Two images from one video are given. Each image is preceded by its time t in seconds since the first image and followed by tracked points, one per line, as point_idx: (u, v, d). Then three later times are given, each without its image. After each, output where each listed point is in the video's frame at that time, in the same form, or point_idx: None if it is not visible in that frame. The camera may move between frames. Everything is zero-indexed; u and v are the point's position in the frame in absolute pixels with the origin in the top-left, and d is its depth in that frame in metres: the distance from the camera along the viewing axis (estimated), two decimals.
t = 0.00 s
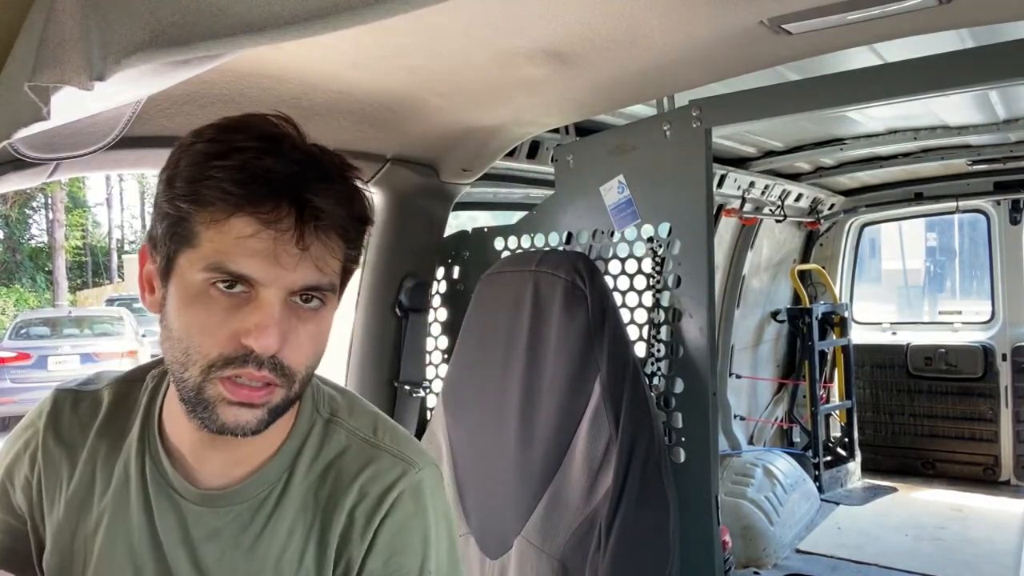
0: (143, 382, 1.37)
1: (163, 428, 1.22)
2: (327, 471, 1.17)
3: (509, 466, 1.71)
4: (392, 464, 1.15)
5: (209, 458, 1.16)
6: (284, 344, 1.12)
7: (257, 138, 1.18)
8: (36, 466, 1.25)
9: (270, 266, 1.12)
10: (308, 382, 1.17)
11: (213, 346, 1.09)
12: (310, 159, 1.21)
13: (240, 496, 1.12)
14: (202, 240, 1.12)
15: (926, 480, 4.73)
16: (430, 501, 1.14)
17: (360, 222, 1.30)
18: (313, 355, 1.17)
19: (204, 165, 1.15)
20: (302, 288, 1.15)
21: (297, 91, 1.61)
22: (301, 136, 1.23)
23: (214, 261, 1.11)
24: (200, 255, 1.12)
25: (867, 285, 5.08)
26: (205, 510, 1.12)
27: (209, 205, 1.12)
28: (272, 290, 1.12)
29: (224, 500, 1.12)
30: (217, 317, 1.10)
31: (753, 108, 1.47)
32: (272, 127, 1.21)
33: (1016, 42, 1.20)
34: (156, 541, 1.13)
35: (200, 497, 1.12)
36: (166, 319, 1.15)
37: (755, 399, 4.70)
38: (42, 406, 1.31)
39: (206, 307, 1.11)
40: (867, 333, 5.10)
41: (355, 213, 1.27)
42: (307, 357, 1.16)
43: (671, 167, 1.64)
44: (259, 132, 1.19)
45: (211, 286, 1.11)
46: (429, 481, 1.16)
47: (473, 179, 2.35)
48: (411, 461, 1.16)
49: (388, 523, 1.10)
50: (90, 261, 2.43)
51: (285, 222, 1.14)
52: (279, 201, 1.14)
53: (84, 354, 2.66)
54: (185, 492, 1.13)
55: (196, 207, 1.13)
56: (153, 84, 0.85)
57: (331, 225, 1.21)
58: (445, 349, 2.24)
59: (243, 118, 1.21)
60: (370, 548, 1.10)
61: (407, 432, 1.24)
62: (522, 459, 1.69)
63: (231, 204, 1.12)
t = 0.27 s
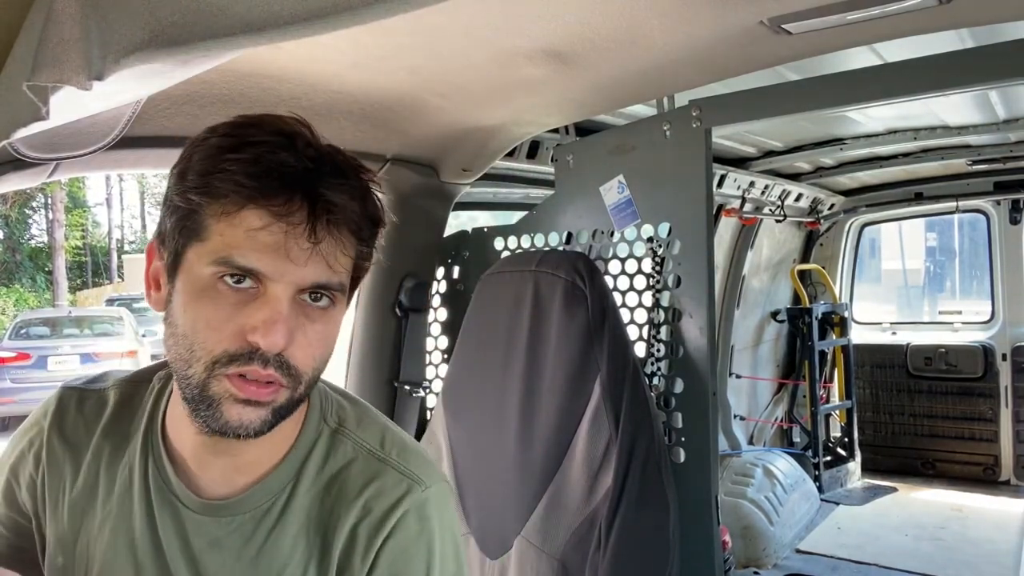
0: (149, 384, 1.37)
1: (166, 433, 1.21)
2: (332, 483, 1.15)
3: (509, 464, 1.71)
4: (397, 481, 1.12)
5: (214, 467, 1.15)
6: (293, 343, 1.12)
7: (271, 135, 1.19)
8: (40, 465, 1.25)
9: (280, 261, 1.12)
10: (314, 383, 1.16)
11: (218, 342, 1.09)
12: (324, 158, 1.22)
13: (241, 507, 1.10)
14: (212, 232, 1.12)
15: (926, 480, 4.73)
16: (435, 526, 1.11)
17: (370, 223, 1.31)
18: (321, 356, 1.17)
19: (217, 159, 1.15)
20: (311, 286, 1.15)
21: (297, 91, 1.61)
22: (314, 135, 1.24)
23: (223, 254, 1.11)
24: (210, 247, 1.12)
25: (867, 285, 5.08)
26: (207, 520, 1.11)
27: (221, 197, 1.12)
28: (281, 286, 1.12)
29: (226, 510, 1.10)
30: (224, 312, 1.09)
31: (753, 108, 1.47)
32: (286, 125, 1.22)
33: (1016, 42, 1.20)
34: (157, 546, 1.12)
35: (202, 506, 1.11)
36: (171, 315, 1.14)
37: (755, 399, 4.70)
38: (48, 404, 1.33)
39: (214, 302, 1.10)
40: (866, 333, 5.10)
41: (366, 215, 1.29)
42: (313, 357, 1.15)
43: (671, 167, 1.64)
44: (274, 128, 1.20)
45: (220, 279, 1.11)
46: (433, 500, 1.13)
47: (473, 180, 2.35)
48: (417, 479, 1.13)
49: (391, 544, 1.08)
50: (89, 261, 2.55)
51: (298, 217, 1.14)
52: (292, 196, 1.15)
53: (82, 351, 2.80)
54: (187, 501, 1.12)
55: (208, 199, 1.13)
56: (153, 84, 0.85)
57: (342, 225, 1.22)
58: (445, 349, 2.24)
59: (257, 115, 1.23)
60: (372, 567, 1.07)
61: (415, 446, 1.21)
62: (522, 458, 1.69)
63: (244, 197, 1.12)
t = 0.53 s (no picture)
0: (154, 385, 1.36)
1: (170, 436, 1.20)
2: (338, 485, 1.13)
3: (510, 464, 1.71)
4: (404, 480, 1.10)
5: (215, 475, 1.12)
6: (289, 389, 1.05)
7: (269, 163, 1.06)
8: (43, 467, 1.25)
9: (274, 312, 1.03)
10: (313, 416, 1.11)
11: (213, 385, 1.04)
12: (328, 189, 1.09)
13: (246, 513, 1.09)
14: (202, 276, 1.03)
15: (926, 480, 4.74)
16: (445, 525, 1.08)
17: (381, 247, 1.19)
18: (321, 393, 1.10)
19: (211, 189, 1.05)
20: (311, 333, 1.06)
21: (297, 90, 1.61)
22: (319, 158, 1.11)
23: (215, 299, 1.03)
24: (202, 289, 1.03)
25: (867, 285, 5.08)
26: (213, 525, 1.09)
27: (213, 239, 1.03)
28: (276, 336, 1.04)
29: (232, 516, 1.09)
30: (216, 356, 1.03)
31: (753, 108, 1.47)
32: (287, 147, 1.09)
33: (1016, 42, 1.20)
34: (162, 549, 1.10)
35: (208, 513, 1.09)
36: (169, 341, 1.09)
37: (755, 399, 4.70)
38: (50, 405, 1.32)
39: (207, 344, 1.04)
40: (866, 333, 5.10)
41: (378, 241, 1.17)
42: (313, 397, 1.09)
43: (671, 168, 1.64)
44: (273, 154, 1.07)
45: (212, 323, 1.03)
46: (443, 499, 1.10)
47: (472, 179, 2.35)
48: (426, 477, 1.10)
49: (398, 543, 1.05)
50: (89, 261, 2.60)
51: (295, 266, 1.04)
52: (289, 240, 1.04)
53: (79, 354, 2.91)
54: (193, 506, 1.11)
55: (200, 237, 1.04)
56: (153, 84, 0.85)
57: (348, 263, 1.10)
58: (445, 349, 2.24)
59: (256, 131, 1.10)
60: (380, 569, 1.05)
61: (423, 446, 1.18)
62: (523, 458, 1.69)
63: (236, 241, 1.02)
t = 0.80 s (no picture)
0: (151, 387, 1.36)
1: (164, 442, 1.19)
2: (331, 501, 1.12)
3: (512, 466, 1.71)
4: (396, 502, 1.08)
5: (207, 486, 1.10)
6: (294, 410, 1.04)
7: (287, 181, 1.03)
8: (38, 466, 1.25)
9: (285, 337, 1.00)
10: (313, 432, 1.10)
11: (216, 403, 1.02)
12: (344, 210, 1.06)
13: (236, 526, 1.07)
14: (210, 295, 1.00)
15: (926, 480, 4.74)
16: (435, 550, 1.06)
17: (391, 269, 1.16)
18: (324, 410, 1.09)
19: (225, 203, 1.01)
20: (318, 356, 1.05)
21: (297, 90, 1.61)
22: (336, 177, 1.08)
23: (222, 319, 1.00)
24: (209, 307, 1.00)
25: (867, 285, 5.08)
26: (203, 536, 1.08)
27: (224, 257, 1.00)
28: (283, 359, 1.01)
29: (223, 528, 1.07)
30: (222, 374, 1.01)
31: (753, 108, 1.47)
32: (305, 164, 1.06)
33: (1016, 42, 1.20)
34: (152, 557, 1.10)
35: (199, 523, 1.08)
36: (172, 351, 1.07)
37: (755, 399, 4.70)
38: (47, 402, 1.33)
39: (212, 362, 1.01)
40: (866, 333, 5.10)
41: (391, 264, 1.15)
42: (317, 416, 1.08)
43: (671, 167, 1.64)
44: (290, 171, 1.04)
45: (218, 342, 1.01)
46: (434, 522, 1.08)
47: (473, 179, 2.35)
48: (417, 499, 1.08)
49: (386, 567, 1.03)
50: (89, 261, 2.58)
51: (306, 290, 1.01)
52: (302, 263, 1.01)
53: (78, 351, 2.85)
54: (184, 515, 1.09)
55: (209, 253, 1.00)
56: (153, 84, 0.85)
57: (361, 288, 1.08)
58: (445, 349, 2.24)
59: (274, 145, 1.07)
60: None
61: (417, 464, 1.16)
62: (523, 459, 1.69)
63: (248, 262, 0.99)
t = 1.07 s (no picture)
0: (136, 393, 1.35)
1: (154, 448, 1.19)
2: (320, 513, 1.10)
3: (512, 468, 1.71)
4: (383, 519, 1.04)
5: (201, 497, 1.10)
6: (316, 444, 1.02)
7: (298, 214, 0.99)
8: (24, 474, 1.25)
9: (310, 382, 0.98)
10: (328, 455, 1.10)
11: (237, 445, 0.99)
12: (360, 245, 1.04)
13: (226, 537, 1.06)
14: (226, 337, 0.96)
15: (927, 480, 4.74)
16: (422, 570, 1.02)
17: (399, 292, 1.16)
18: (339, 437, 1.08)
19: (235, 241, 0.97)
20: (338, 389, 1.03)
21: (297, 90, 1.61)
22: (343, 205, 1.05)
23: (240, 360, 0.96)
24: (225, 349, 0.96)
25: (867, 285, 5.08)
26: (192, 547, 1.07)
27: (240, 297, 0.95)
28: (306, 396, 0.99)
29: (212, 539, 1.06)
30: (243, 419, 0.98)
31: (754, 109, 1.47)
32: (313, 193, 1.03)
33: (1016, 42, 1.20)
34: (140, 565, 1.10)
35: (189, 534, 1.07)
36: (180, 392, 1.02)
37: (755, 399, 4.70)
38: (32, 409, 1.33)
39: (229, 404, 0.97)
40: (866, 333, 5.10)
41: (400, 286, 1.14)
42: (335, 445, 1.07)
43: (671, 168, 1.64)
44: (300, 203, 1.00)
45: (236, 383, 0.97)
46: (421, 540, 1.04)
47: (472, 180, 2.35)
48: (404, 516, 1.04)
49: None
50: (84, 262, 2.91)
51: (329, 326, 0.98)
52: (323, 300, 0.98)
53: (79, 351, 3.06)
54: (173, 525, 1.08)
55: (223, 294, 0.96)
56: (153, 84, 0.85)
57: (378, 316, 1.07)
58: (445, 349, 2.24)
59: (277, 174, 1.03)
60: None
61: (407, 477, 1.13)
62: (523, 461, 1.68)
63: (268, 302, 0.95)
